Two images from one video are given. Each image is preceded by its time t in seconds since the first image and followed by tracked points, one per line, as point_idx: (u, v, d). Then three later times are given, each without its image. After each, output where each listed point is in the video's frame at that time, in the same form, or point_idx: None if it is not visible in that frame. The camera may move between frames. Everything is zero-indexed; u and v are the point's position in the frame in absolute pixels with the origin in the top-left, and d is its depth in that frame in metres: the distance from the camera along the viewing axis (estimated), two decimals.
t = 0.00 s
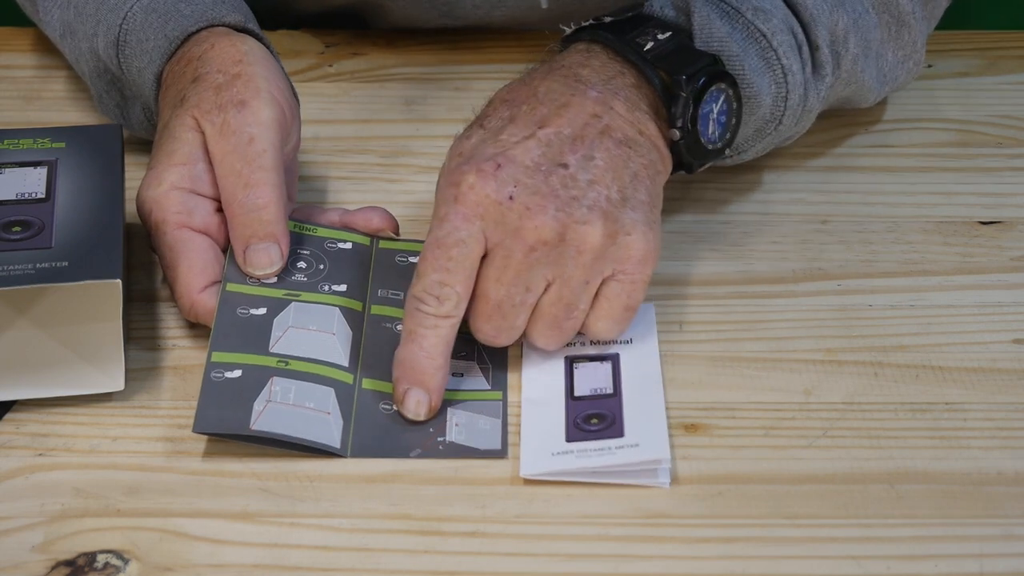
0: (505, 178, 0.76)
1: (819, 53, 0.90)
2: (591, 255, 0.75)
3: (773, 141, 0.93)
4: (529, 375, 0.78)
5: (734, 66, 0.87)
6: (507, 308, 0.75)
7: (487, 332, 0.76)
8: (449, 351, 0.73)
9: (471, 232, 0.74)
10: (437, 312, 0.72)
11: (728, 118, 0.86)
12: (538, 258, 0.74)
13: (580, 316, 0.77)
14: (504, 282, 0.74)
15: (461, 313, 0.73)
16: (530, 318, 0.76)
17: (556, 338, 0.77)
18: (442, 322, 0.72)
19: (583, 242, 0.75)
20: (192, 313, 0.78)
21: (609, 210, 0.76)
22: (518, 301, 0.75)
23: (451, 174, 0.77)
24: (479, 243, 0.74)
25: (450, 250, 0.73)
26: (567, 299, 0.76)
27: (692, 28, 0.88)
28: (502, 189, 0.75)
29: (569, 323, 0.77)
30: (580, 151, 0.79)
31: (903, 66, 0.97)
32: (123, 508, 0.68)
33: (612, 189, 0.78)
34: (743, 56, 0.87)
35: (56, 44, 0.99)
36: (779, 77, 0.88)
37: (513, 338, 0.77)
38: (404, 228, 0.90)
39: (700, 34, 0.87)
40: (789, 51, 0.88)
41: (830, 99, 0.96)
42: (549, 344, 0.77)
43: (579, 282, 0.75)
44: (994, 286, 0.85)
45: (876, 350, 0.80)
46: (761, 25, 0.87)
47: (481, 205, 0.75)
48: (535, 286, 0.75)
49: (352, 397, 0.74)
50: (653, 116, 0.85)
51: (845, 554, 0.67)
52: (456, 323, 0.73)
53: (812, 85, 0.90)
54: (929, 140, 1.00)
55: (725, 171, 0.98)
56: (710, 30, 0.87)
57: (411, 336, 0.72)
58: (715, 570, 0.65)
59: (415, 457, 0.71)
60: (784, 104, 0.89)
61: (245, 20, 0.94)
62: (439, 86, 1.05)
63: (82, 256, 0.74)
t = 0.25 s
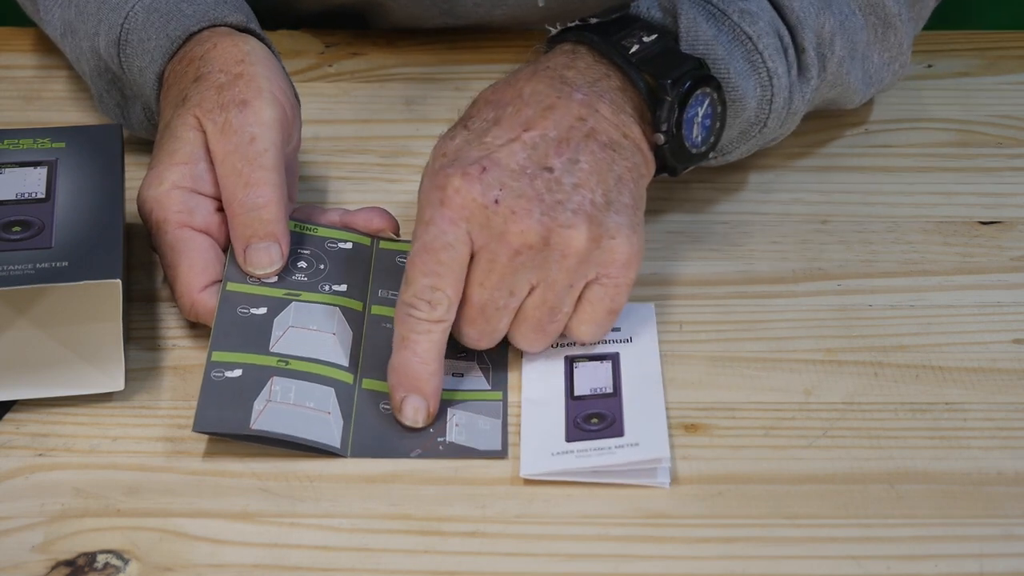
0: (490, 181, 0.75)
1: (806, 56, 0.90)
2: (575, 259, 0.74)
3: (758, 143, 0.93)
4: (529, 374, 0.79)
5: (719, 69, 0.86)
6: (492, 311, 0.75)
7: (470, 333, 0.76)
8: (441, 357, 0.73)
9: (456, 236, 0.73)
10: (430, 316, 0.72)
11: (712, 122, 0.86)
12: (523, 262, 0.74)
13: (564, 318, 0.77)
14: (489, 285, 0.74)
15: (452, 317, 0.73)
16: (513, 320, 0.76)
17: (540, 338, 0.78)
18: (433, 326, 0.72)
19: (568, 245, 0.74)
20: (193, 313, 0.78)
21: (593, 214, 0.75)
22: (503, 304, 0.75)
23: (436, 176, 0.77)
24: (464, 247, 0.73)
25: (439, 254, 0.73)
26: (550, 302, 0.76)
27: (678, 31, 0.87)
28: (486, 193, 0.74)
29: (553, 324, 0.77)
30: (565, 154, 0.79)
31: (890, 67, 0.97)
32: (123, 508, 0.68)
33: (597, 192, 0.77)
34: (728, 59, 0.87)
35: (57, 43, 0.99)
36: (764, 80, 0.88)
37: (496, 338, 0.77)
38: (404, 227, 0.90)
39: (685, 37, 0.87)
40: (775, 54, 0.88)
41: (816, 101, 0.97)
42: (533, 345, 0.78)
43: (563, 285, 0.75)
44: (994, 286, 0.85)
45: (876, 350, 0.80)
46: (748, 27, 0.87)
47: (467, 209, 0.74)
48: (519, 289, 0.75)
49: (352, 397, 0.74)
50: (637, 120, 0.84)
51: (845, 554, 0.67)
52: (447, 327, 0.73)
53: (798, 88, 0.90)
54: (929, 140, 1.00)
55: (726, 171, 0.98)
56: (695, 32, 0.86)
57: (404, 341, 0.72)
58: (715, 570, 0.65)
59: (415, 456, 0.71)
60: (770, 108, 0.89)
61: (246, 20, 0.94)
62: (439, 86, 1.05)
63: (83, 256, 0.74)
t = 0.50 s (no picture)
0: (500, 171, 0.76)
1: (812, 48, 0.89)
2: (584, 248, 0.75)
3: (763, 134, 0.94)
4: (529, 374, 0.79)
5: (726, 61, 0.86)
6: (502, 299, 0.75)
7: (479, 319, 0.77)
8: (456, 345, 0.73)
9: (467, 227, 0.74)
10: (443, 306, 0.72)
11: (717, 113, 0.86)
12: (533, 251, 0.74)
13: (572, 307, 0.78)
14: (498, 274, 0.75)
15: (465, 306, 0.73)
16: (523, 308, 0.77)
17: (549, 326, 0.78)
18: (445, 316, 0.72)
19: (577, 235, 0.74)
20: (193, 313, 0.78)
21: (602, 203, 0.76)
22: (514, 292, 0.75)
23: (446, 167, 0.77)
24: (475, 237, 0.74)
25: (451, 244, 0.73)
26: (559, 290, 0.76)
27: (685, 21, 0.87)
28: (497, 183, 0.75)
29: (562, 312, 0.77)
30: (573, 145, 0.79)
31: (895, 59, 0.97)
32: (123, 508, 0.68)
33: (605, 182, 0.77)
34: (734, 51, 0.87)
35: (57, 42, 0.99)
36: (770, 72, 0.88)
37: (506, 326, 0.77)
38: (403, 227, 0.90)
39: (692, 29, 0.87)
40: (781, 46, 0.88)
41: (821, 93, 0.97)
42: (541, 333, 0.78)
43: (572, 274, 0.75)
44: (994, 286, 0.85)
45: (876, 350, 0.80)
46: (754, 19, 0.86)
47: (478, 199, 0.75)
48: (529, 278, 0.75)
49: (352, 397, 0.74)
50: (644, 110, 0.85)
51: (845, 554, 0.67)
52: (461, 316, 0.73)
53: (803, 79, 0.90)
54: (929, 140, 1.00)
55: (725, 171, 0.98)
56: (702, 23, 0.86)
57: (417, 331, 0.72)
58: (715, 570, 0.65)
59: (414, 457, 0.71)
60: (775, 99, 0.89)
61: (246, 20, 0.94)
62: (439, 86, 1.05)
63: (82, 256, 0.74)
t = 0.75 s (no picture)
0: (461, 194, 0.75)
1: (781, 63, 0.90)
2: (546, 272, 0.74)
3: (730, 150, 0.94)
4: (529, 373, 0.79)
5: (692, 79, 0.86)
6: (464, 323, 0.74)
7: (440, 344, 0.76)
8: (424, 373, 0.72)
9: (430, 251, 0.73)
10: (408, 333, 0.71)
11: (682, 131, 0.85)
12: (496, 275, 0.73)
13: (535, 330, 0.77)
14: (459, 299, 0.73)
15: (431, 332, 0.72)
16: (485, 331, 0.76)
17: (511, 350, 0.77)
18: (411, 343, 0.71)
19: (540, 258, 0.74)
20: (193, 313, 0.78)
21: (565, 226, 0.75)
22: (477, 317, 0.74)
23: (406, 189, 0.76)
24: (437, 262, 0.73)
25: (416, 269, 0.72)
26: (523, 314, 0.75)
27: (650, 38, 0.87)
28: (458, 207, 0.74)
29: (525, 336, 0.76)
30: (536, 166, 0.78)
31: (868, 70, 0.98)
32: (123, 508, 0.68)
33: (568, 204, 0.77)
34: (701, 68, 0.86)
35: (57, 42, 0.99)
36: (737, 88, 0.88)
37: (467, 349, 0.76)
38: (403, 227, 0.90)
39: (656, 46, 0.86)
40: (748, 61, 0.88)
41: (793, 106, 0.97)
42: (501, 356, 0.77)
43: (535, 298, 0.75)
44: (994, 286, 0.85)
45: (876, 350, 0.80)
46: (721, 34, 0.87)
47: (439, 222, 0.73)
48: (491, 302, 0.74)
49: (351, 397, 0.74)
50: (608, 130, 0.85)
51: (845, 554, 0.67)
52: (428, 342, 0.72)
53: (771, 94, 0.91)
54: (929, 140, 1.00)
55: (725, 171, 0.98)
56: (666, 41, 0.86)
57: (387, 359, 0.71)
58: (714, 570, 0.65)
59: (414, 457, 0.71)
60: (743, 115, 0.89)
61: (246, 20, 0.94)
62: (439, 86, 1.05)
63: (83, 256, 0.74)
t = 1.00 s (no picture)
0: (490, 166, 0.76)
1: (802, 44, 0.90)
2: (574, 242, 0.76)
3: (752, 129, 0.94)
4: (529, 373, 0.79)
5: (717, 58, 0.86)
6: (493, 292, 0.75)
7: (468, 313, 0.77)
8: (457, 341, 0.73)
9: (459, 222, 0.74)
10: (439, 302, 0.72)
11: (705, 108, 0.86)
12: (524, 246, 0.75)
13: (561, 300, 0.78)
14: (487, 269, 0.75)
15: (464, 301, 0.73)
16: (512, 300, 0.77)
17: (537, 319, 0.79)
18: (444, 312, 0.72)
19: (567, 230, 0.75)
20: (193, 314, 0.78)
21: (591, 198, 0.77)
22: (506, 286, 0.75)
23: (435, 162, 0.77)
24: (467, 233, 0.74)
25: (446, 240, 0.73)
26: (551, 283, 0.77)
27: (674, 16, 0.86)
28: (487, 177, 0.75)
29: (551, 305, 0.78)
30: (562, 139, 0.79)
31: (887, 56, 0.99)
32: (123, 508, 0.68)
33: (595, 176, 0.78)
34: (724, 47, 0.86)
35: (57, 42, 0.99)
36: (760, 67, 0.88)
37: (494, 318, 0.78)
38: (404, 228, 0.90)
39: (681, 24, 0.86)
40: (771, 41, 0.88)
41: (812, 89, 0.97)
42: (529, 325, 0.79)
43: (562, 268, 0.76)
44: (994, 286, 0.85)
45: (876, 350, 0.80)
46: (744, 15, 0.86)
47: (468, 193, 0.74)
48: (520, 271, 0.75)
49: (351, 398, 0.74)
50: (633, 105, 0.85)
51: (845, 554, 0.67)
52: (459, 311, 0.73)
53: (793, 75, 0.90)
54: (929, 140, 1.00)
55: (725, 171, 0.98)
56: (692, 19, 0.85)
57: (419, 329, 0.72)
58: (714, 570, 0.65)
59: (414, 458, 0.71)
60: (765, 94, 0.89)
61: (246, 20, 0.94)
62: (439, 86, 1.05)
63: (83, 256, 0.74)
